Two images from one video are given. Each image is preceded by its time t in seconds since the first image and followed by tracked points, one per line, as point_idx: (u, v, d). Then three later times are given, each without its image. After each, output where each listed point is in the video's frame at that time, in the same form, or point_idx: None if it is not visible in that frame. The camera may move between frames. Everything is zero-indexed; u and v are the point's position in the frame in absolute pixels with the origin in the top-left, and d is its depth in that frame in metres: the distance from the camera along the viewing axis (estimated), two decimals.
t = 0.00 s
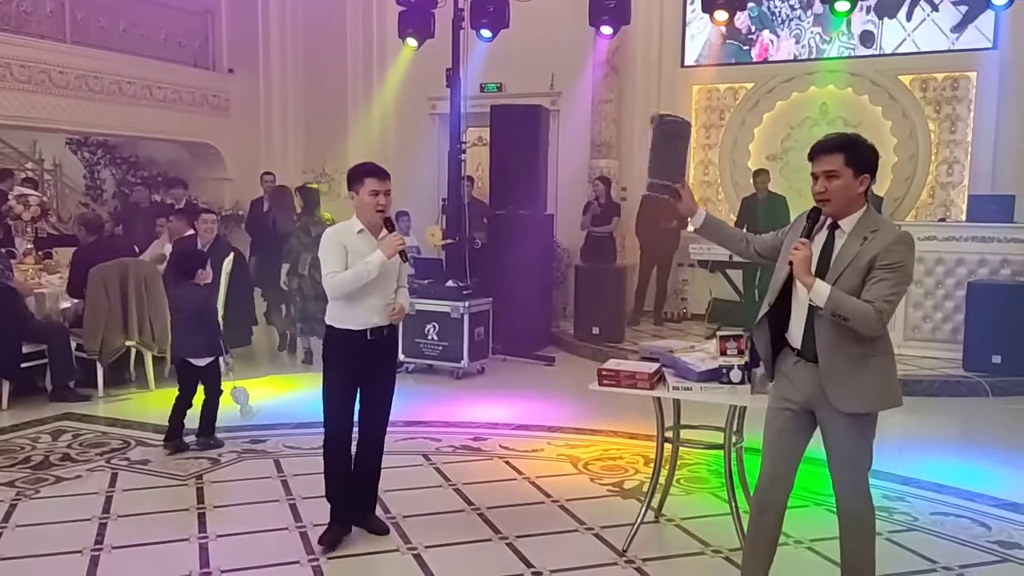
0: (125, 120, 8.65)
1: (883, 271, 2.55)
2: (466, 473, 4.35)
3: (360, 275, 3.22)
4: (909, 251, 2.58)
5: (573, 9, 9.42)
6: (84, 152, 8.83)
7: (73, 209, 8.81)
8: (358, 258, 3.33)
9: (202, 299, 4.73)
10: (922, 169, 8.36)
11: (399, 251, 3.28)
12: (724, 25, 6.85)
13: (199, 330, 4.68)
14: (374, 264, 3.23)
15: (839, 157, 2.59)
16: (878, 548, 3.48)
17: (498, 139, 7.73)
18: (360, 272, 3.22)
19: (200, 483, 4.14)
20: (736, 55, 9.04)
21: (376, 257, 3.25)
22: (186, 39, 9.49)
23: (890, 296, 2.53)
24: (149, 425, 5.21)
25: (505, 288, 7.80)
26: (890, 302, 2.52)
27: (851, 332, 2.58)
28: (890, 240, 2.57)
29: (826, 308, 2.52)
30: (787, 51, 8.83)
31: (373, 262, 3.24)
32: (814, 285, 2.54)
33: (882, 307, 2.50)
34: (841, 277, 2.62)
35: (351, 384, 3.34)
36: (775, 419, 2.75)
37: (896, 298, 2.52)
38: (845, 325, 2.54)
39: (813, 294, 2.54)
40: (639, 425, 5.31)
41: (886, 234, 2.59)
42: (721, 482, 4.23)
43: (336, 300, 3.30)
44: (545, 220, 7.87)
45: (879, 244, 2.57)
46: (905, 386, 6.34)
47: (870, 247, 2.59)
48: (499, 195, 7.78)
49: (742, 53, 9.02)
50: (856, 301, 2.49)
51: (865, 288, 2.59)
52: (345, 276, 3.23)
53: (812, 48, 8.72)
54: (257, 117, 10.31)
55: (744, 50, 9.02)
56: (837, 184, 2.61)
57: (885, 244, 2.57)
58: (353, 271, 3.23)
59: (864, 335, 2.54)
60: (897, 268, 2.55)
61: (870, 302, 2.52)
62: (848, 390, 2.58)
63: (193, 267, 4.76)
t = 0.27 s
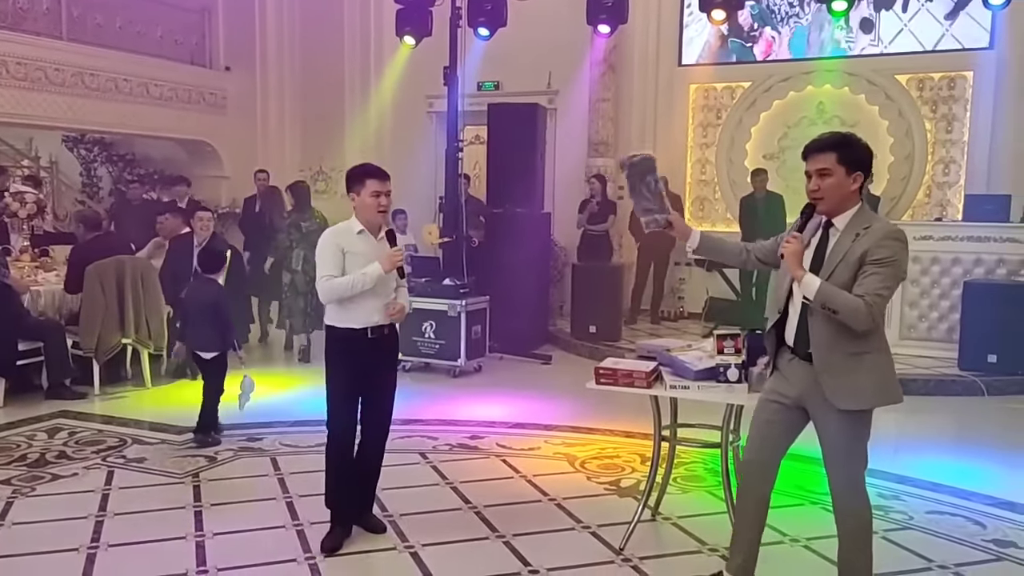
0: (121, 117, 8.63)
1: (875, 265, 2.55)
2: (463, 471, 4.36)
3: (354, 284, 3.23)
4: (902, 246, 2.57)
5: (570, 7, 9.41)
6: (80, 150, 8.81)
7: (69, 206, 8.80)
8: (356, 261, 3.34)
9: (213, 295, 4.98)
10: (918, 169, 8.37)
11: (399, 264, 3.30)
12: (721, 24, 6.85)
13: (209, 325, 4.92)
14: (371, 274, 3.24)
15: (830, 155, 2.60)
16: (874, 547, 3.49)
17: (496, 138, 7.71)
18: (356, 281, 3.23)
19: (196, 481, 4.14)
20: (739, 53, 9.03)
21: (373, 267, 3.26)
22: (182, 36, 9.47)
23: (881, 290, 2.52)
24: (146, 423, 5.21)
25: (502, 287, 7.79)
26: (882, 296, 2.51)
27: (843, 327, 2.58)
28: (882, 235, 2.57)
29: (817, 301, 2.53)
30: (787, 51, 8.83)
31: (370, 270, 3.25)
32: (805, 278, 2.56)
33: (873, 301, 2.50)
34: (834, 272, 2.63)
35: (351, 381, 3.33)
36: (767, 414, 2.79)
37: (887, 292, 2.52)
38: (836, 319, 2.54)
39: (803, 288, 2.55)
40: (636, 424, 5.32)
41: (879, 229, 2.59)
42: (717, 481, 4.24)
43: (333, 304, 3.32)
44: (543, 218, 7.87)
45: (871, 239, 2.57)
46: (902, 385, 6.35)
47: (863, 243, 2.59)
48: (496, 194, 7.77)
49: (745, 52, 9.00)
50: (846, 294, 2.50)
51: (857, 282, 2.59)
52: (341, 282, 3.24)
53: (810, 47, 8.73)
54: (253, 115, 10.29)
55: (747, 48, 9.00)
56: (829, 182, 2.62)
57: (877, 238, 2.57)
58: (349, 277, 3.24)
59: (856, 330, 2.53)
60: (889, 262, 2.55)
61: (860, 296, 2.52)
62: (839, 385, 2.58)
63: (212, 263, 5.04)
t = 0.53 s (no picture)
0: (120, 115, 8.62)
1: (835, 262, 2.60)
2: (461, 470, 4.36)
3: (348, 278, 3.22)
4: (862, 244, 2.63)
5: (569, 5, 9.40)
6: (79, 147, 8.80)
7: (67, 204, 8.79)
8: (352, 257, 3.34)
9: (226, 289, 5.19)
10: (916, 169, 8.38)
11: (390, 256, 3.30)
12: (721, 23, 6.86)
13: (222, 319, 5.11)
14: (365, 268, 3.24)
15: (787, 159, 2.68)
16: (872, 546, 3.49)
17: (496, 137, 7.67)
18: (349, 275, 3.23)
19: (195, 480, 4.14)
20: (742, 51, 9.01)
21: (366, 261, 3.25)
22: (181, 34, 9.46)
23: (841, 286, 2.58)
24: (144, 421, 5.20)
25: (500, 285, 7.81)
26: (838, 291, 2.57)
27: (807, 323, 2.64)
28: (842, 233, 2.63)
29: (774, 297, 2.61)
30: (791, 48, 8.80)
31: (362, 265, 3.24)
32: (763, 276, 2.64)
33: (829, 297, 2.56)
34: (798, 271, 2.69)
35: (348, 380, 3.33)
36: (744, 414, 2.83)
37: (846, 287, 2.57)
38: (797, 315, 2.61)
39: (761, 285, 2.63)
40: (634, 423, 5.32)
41: (840, 228, 2.65)
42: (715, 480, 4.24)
43: (329, 300, 3.31)
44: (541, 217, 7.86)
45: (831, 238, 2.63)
46: (900, 384, 6.35)
47: (825, 241, 2.66)
48: (495, 193, 7.76)
49: (751, 48, 8.98)
50: (802, 290, 2.56)
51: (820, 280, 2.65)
52: (334, 277, 3.24)
53: (810, 46, 8.72)
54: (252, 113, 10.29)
55: (752, 44, 8.97)
56: (789, 185, 2.69)
57: (837, 236, 2.63)
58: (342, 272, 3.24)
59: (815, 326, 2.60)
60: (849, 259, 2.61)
61: (818, 292, 2.58)
62: (805, 380, 2.63)
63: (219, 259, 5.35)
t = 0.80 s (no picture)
0: (119, 112, 8.62)
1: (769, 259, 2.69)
2: (461, 469, 4.36)
3: (341, 279, 3.25)
4: (795, 239, 2.70)
5: (569, 4, 9.40)
6: (78, 144, 8.79)
7: (66, 201, 8.77)
8: (349, 256, 3.35)
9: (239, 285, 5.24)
10: (916, 168, 8.38)
11: (385, 260, 3.28)
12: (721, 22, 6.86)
13: (233, 314, 5.15)
14: (359, 269, 3.26)
15: (723, 162, 2.77)
16: (871, 546, 3.49)
17: (496, 134, 7.68)
18: (343, 276, 3.25)
19: (195, 477, 4.13)
20: (745, 50, 9.00)
21: (360, 262, 3.27)
22: (180, 31, 9.46)
23: (772, 281, 2.66)
24: (143, 419, 5.20)
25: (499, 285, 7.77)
26: (770, 286, 2.65)
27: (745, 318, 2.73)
28: (776, 232, 2.71)
29: (711, 296, 2.73)
30: (794, 48, 8.80)
31: (356, 266, 3.26)
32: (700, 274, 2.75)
33: (761, 292, 2.65)
34: (737, 268, 2.78)
35: (347, 378, 3.33)
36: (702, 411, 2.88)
37: (778, 283, 2.65)
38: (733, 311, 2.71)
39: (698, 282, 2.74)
40: (633, 422, 5.32)
41: (775, 227, 2.73)
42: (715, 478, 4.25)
43: (326, 299, 3.34)
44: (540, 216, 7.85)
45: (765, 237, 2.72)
46: (899, 384, 6.36)
47: (761, 240, 2.74)
48: (494, 191, 7.76)
49: (755, 46, 8.96)
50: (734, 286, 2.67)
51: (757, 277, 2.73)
52: (328, 277, 3.26)
53: (810, 45, 8.73)
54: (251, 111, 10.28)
55: (755, 42, 8.95)
56: (726, 187, 2.78)
57: (771, 236, 2.71)
58: (337, 273, 3.26)
59: (751, 321, 2.69)
60: (781, 256, 2.69)
61: (752, 288, 2.67)
62: (747, 374, 2.72)
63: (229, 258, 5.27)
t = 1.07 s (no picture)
0: (118, 109, 8.60)
1: (711, 248, 2.71)
2: (461, 466, 4.36)
3: (336, 277, 3.24)
4: (739, 228, 2.72)
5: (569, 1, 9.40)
6: (76, 141, 8.76)
7: (65, 198, 8.75)
8: (346, 253, 3.34)
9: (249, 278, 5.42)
10: (916, 167, 8.39)
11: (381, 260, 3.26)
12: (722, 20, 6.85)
13: (243, 305, 5.39)
14: (354, 268, 3.24)
15: (669, 156, 2.79)
16: (872, 545, 3.49)
17: (496, 131, 7.68)
18: (337, 274, 3.24)
19: (195, 474, 4.13)
20: (748, 48, 8.98)
21: (355, 261, 3.25)
22: (179, 28, 9.44)
23: (712, 270, 2.68)
24: (143, 416, 5.19)
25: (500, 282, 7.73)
26: (713, 275, 2.67)
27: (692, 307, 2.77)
28: (720, 222, 2.73)
29: (657, 286, 2.78)
30: (797, 47, 8.78)
31: (352, 265, 3.24)
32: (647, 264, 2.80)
33: (702, 281, 2.68)
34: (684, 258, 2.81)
35: (348, 375, 3.34)
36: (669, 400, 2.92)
37: (718, 271, 2.67)
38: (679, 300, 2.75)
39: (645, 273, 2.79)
40: (634, 420, 5.32)
41: (719, 217, 2.75)
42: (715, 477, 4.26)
43: (323, 296, 3.34)
44: (540, 214, 7.84)
45: (709, 227, 2.74)
46: (899, 383, 6.36)
47: (705, 229, 2.76)
48: (494, 189, 7.75)
49: (760, 43, 8.93)
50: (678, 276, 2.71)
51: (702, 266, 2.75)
52: (323, 274, 3.26)
53: (811, 44, 8.73)
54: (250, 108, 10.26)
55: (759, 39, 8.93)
56: (673, 180, 2.81)
57: (714, 226, 2.73)
58: (332, 270, 3.25)
59: (695, 309, 2.73)
60: (722, 244, 2.70)
61: (695, 277, 2.70)
62: (696, 362, 2.77)
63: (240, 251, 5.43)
